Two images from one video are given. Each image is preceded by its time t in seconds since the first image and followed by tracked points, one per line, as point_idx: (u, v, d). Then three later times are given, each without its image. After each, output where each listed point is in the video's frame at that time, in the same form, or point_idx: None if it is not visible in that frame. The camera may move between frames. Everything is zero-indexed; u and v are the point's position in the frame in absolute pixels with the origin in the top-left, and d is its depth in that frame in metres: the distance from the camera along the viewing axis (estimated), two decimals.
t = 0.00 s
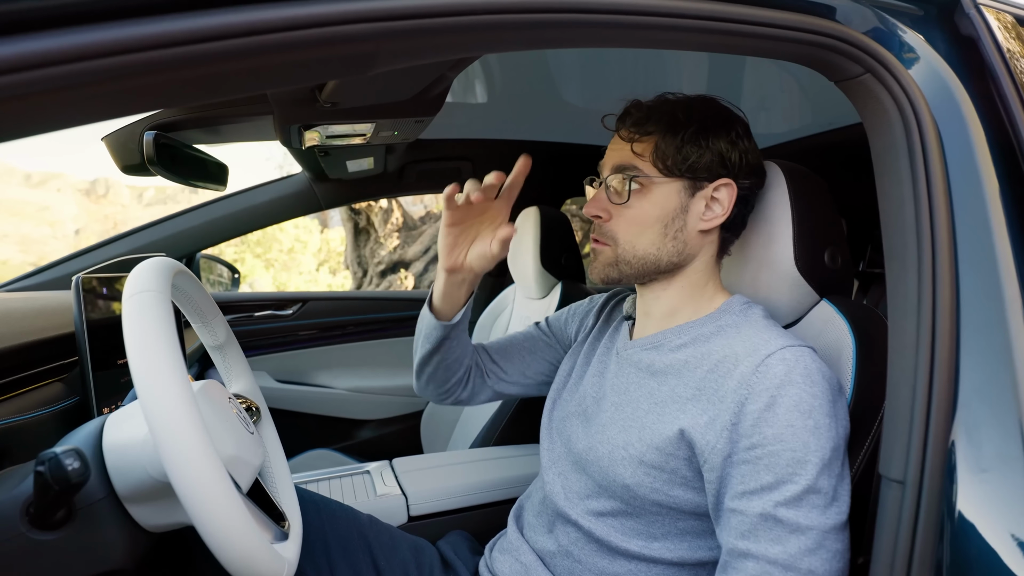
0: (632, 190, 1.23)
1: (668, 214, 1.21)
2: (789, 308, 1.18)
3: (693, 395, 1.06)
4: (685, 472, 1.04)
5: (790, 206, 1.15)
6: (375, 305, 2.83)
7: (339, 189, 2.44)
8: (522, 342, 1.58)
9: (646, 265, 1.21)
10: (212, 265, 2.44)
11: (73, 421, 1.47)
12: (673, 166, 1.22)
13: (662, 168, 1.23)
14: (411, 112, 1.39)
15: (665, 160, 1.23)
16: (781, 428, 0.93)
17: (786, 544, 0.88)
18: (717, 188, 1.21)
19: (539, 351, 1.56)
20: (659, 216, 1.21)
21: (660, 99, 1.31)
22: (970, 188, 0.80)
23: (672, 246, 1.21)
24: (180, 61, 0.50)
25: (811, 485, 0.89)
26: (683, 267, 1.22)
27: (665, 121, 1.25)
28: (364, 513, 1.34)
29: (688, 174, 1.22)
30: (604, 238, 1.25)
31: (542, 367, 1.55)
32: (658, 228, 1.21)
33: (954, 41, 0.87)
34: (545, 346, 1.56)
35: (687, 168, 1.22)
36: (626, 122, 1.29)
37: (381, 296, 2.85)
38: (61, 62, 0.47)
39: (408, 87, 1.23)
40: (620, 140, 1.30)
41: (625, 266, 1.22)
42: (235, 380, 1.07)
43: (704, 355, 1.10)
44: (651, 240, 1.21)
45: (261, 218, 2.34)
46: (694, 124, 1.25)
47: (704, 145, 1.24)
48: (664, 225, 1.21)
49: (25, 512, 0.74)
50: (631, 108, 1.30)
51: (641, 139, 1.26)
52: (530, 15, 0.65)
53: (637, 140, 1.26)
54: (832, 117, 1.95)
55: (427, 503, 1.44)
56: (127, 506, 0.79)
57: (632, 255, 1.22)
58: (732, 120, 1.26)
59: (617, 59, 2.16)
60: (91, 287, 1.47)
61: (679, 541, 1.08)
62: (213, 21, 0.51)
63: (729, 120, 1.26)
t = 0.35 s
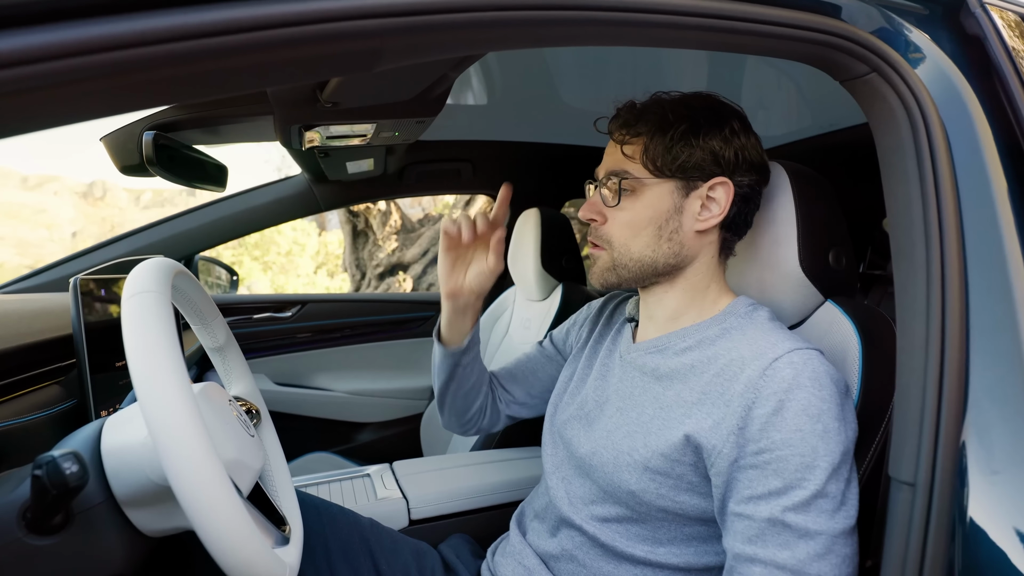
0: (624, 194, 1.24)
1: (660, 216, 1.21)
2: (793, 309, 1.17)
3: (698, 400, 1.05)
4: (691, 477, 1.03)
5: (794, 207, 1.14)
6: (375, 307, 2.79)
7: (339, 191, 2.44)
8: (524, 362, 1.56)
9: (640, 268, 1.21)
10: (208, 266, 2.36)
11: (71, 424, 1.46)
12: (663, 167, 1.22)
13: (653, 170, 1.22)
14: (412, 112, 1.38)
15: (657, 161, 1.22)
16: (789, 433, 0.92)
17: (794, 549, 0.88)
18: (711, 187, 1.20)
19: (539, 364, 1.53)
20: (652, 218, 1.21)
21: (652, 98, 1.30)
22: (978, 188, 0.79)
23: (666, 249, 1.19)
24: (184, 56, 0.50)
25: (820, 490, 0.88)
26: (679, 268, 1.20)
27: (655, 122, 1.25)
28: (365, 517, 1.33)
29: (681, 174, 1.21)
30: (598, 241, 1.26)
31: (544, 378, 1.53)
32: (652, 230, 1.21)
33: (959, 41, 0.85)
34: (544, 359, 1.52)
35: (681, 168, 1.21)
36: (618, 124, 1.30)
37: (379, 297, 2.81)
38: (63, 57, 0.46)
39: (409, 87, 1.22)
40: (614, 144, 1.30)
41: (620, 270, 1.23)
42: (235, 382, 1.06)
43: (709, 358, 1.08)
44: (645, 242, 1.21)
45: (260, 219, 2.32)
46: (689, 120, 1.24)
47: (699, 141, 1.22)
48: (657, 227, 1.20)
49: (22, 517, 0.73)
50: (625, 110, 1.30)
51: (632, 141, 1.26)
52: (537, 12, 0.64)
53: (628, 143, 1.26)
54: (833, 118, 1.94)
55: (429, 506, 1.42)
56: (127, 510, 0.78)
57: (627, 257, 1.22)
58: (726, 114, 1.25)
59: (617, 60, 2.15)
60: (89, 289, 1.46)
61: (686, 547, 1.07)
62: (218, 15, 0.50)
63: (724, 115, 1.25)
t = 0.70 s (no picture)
0: (639, 195, 1.21)
1: (675, 218, 1.21)
2: (796, 312, 1.16)
3: (690, 401, 1.05)
4: (685, 479, 1.03)
5: (798, 208, 1.13)
6: (373, 309, 2.77)
7: (338, 193, 2.44)
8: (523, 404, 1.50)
9: (657, 270, 1.19)
10: (207, 268, 2.32)
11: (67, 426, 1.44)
12: (677, 167, 1.21)
13: (669, 170, 1.21)
14: (413, 113, 1.37)
15: (668, 162, 1.22)
16: (776, 428, 0.92)
17: (781, 543, 0.87)
18: (712, 188, 1.23)
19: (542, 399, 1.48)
20: (667, 220, 1.20)
21: (647, 101, 1.29)
22: (985, 189, 0.78)
23: (682, 249, 1.19)
24: (186, 51, 0.49)
25: (806, 484, 0.88)
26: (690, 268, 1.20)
27: (663, 124, 1.24)
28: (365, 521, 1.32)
29: (691, 175, 1.22)
30: (611, 247, 1.22)
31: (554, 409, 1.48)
32: (667, 232, 1.20)
33: (963, 42, 0.85)
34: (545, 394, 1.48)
35: (687, 170, 1.22)
36: (621, 125, 1.26)
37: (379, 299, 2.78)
38: (59, 50, 0.45)
39: (411, 88, 1.21)
40: (615, 145, 1.27)
41: (639, 274, 1.19)
42: (234, 384, 1.04)
43: (702, 360, 1.08)
44: (661, 244, 1.19)
45: (259, 222, 2.32)
46: (689, 125, 1.26)
47: (702, 146, 1.25)
48: (672, 229, 1.20)
49: (17, 521, 0.72)
50: (622, 110, 1.27)
51: (642, 142, 1.24)
52: (542, 10, 0.63)
53: (638, 144, 1.24)
54: (832, 121, 1.94)
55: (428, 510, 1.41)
56: (124, 514, 0.77)
57: (643, 261, 1.19)
58: (718, 124, 1.30)
59: (618, 61, 2.15)
60: (85, 291, 1.45)
61: (691, 553, 1.06)
62: (219, 10, 0.49)
63: (716, 124, 1.29)
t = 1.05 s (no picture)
0: (642, 210, 1.21)
1: (673, 230, 1.23)
2: (796, 314, 1.16)
3: (682, 398, 1.05)
4: (679, 473, 1.02)
5: (798, 211, 1.12)
6: (374, 311, 2.75)
7: (337, 196, 2.44)
8: (513, 402, 1.51)
9: (666, 283, 1.19)
10: (206, 271, 2.31)
11: (66, 429, 1.44)
12: (672, 179, 1.23)
13: (666, 183, 1.22)
14: (412, 116, 1.37)
15: (665, 176, 1.23)
16: (762, 416, 0.93)
17: (773, 528, 0.87)
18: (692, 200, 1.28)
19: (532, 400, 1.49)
20: (667, 232, 1.22)
21: (631, 112, 1.27)
22: (986, 191, 0.78)
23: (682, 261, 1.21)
24: (188, 53, 0.48)
25: (794, 469, 0.88)
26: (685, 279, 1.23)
27: (656, 137, 1.24)
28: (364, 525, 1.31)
29: (681, 187, 1.25)
30: (620, 263, 1.20)
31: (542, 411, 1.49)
32: (668, 245, 1.21)
33: (963, 44, 0.84)
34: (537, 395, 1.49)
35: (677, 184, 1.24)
36: (615, 138, 1.23)
37: (379, 302, 2.77)
38: (61, 52, 0.44)
39: (410, 90, 1.21)
40: (606, 157, 1.25)
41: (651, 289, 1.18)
42: (233, 387, 1.04)
43: (691, 357, 1.08)
44: (665, 256, 1.20)
45: (257, 224, 2.32)
46: (675, 137, 1.28)
47: (686, 159, 1.28)
48: (672, 241, 1.22)
49: (16, 525, 0.71)
50: (612, 121, 1.24)
51: (639, 157, 1.23)
52: (544, 12, 0.63)
53: (635, 159, 1.22)
54: (832, 123, 1.94)
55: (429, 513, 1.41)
56: (123, 518, 0.77)
57: (652, 275, 1.18)
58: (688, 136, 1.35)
59: (617, 64, 2.14)
60: (84, 294, 1.44)
61: (692, 552, 1.05)
62: (221, 12, 0.49)
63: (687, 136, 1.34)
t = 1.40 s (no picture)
0: (643, 228, 1.19)
1: (672, 245, 1.22)
2: (796, 315, 1.16)
3: (677, 394, 1.05)
4: (675, 468, 1.02)
5: (798, 213, 1.12)
6: (372, 312, 2.76)
7: (336, 197, 2.44)
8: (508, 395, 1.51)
9: (668, 298, 1.18)
10: (203, 273, 2.30)
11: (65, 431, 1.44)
12: (670, 196, 1.22)
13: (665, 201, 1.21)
14: (412, 117, 1.37)
15: (664, 194, 1.22)
16: (756, 407, 0.93)
17: (768, 516, 0.85)
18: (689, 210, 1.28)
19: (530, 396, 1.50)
20: (667, 247, 1.21)
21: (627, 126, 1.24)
22: (986, 193, 0.78)
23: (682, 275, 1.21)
24: (186, 53, 0.48)
25: (788, 460, 0.87)
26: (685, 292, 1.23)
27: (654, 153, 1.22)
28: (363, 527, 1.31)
29: (677, 201, 1.24)
30: (621, 283, 1.18)
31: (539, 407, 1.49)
32: (667, 260, 1.20)
33: (962, 46, 0.84)
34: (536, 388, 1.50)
35: (676, 199, 1.24)
36: (615, 157, 1.20)
37: (378, 303, 2.78)
38: (61, 52, 0.44)
39: (409, 92, 1.21)
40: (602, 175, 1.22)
41: (655, 305, 1.18)
42: (231, 389, 1.04)
43: (687, 354, 1.09)
44: (666, 271, 1.19)
45: (256, 225, 2.31)
46: (673, 149, 1.26)
47: (683, 171, 1.27)
48: (671, 256, 1.21)
49: (13, 527, 0.71)
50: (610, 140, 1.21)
51: (639, 176, 1.20)
52: (544, 13, 0.63)
53: (632, 177, 1.20)
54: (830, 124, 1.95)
55: (428, 515, 1.40)
56: (121, 520, 0.76)
57: (653, 293, 1.18)
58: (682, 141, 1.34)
59: (616, 65, 2.15)
60: (83, 295, 1.44)
61: (691, 550, 1.04)
62: (221, 13, 0.49)
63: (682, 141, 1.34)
